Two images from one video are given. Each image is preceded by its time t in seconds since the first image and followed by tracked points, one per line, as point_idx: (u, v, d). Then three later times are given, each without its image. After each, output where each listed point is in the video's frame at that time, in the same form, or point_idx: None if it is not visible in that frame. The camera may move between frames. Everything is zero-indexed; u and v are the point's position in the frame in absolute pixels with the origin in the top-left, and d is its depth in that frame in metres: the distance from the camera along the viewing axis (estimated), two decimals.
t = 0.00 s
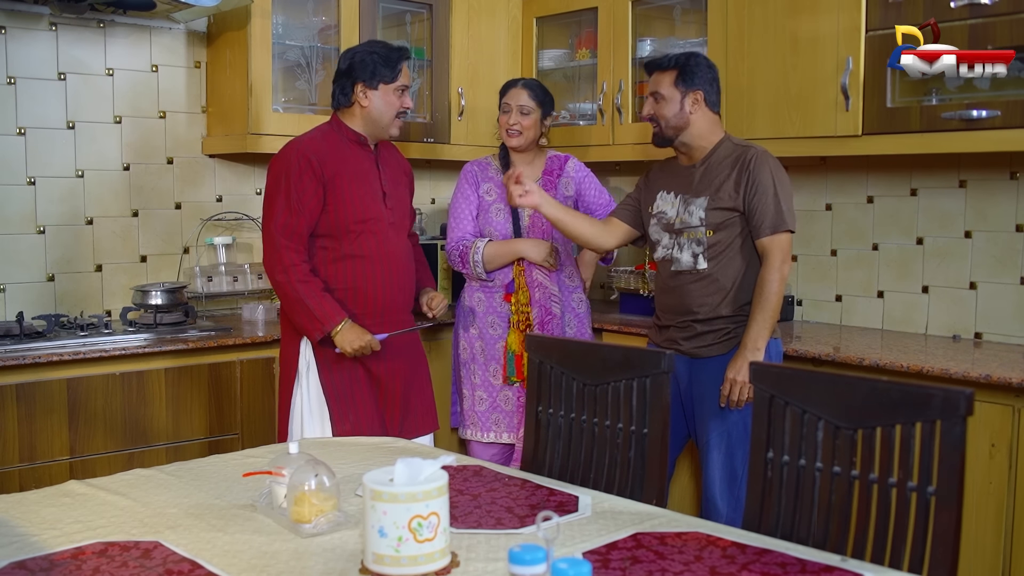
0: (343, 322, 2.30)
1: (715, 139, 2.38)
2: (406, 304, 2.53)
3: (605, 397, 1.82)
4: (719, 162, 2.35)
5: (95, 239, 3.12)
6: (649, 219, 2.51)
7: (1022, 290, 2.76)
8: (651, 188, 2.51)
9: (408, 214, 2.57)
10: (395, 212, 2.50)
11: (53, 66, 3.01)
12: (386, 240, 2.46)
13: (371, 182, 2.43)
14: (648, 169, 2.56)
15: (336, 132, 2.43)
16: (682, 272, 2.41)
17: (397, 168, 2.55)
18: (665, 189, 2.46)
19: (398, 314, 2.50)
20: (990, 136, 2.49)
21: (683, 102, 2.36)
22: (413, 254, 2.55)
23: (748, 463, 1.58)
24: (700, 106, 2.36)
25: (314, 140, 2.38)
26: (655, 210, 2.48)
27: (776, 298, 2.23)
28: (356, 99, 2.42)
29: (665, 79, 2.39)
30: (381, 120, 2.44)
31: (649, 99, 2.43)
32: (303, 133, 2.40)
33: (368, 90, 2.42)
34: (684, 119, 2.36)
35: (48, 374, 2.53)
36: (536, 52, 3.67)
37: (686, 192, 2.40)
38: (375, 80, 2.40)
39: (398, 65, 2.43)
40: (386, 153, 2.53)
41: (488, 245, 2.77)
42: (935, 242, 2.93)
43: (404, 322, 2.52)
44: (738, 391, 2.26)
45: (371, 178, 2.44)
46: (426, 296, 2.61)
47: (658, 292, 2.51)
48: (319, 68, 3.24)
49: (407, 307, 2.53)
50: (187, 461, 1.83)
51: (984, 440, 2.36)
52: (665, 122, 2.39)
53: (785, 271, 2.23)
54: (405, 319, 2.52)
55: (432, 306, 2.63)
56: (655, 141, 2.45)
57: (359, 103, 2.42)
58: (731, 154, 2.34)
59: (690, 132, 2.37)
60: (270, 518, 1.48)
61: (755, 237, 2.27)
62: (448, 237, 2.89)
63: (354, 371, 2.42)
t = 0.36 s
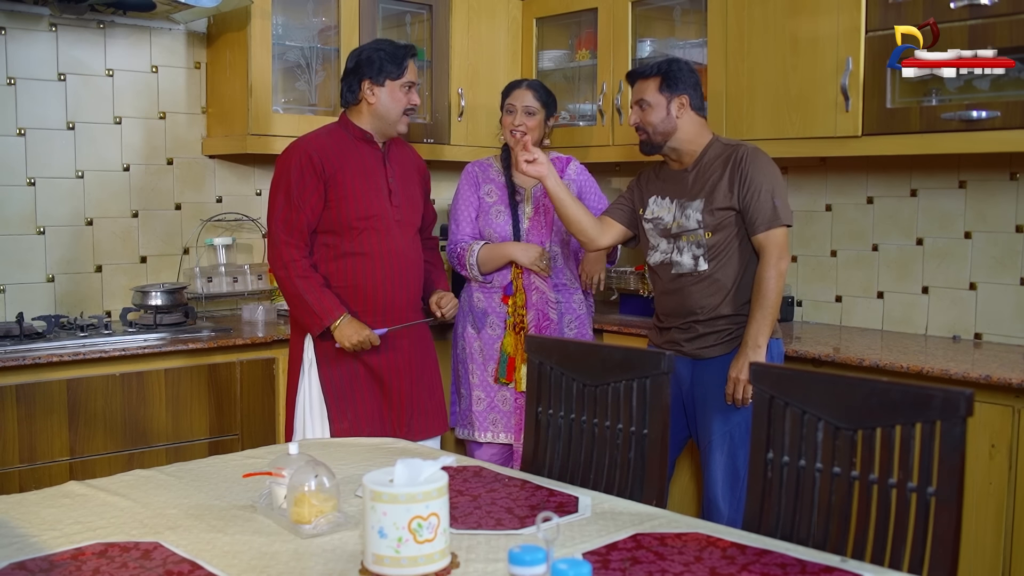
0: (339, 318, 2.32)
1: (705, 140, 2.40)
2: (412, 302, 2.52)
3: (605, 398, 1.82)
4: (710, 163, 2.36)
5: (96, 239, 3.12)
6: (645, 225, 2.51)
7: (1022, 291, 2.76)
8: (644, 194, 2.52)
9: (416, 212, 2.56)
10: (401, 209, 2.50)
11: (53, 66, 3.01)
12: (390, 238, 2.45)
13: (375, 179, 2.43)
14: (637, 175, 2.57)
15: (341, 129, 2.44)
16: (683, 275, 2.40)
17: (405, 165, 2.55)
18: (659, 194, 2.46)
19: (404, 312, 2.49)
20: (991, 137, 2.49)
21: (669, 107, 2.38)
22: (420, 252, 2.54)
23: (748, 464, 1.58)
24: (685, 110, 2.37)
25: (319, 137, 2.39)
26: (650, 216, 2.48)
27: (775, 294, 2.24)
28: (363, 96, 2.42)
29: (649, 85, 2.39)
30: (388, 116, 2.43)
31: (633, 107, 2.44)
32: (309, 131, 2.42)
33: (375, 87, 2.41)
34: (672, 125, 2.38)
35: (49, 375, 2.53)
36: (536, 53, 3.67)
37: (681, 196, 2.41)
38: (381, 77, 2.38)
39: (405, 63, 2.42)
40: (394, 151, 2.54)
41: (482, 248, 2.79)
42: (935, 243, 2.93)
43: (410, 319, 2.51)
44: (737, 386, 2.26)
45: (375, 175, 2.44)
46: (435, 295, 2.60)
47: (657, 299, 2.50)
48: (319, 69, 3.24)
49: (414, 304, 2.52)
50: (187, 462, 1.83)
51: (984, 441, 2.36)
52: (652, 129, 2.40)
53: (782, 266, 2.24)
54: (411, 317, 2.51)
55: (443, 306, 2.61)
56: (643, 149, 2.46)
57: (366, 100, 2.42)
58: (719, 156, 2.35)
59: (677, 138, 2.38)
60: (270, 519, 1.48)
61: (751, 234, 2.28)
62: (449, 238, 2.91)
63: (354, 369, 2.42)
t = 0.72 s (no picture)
0: (345, 316, 2.31)
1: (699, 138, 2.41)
2: (416, 300, 2.52)
3: (605, 398, 1.82)
4: (704, 163, 2.37)
5: (95, 239, 3.12)
6: (642, 230, 2.51)
7: (1022, 291, 2.76)
8: (640, 199, 2.52)
9: (420, 210, 2.56)
10: (405, 207, 2.50)
11: (53, 67, 3.01)
12: (394, 236, 2.45)
13: (378, 177, 2.44)
14: (633, 180, 2.57)
15: (345, 127, 2.44)
16: (683, 276, 2.40)
17: (409, 163, 2.55)
18: (654, 198, 2.47)
19: (407, 310, 2.49)
20: (990, 136, 2.49)
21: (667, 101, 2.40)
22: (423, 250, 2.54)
23: (748, 464, 1.58)
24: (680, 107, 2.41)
25: (322, 134, 2.39)
26: (647, 220, 2.48)
27: (768, 291, 2.22)
28: (368, 92, 2.41)
29: (643, 82, 2.40)
30: (392, 112, 2.42)
31: (628, 107, 2.42)
32: (312, 128, 2.42)
33: (380, 84, 2.40)
34: (673, 119, 2.39)
35: (49, 375, 2.53)
36: (535, 53, 3.67)
37: (677, 198, 2.41)
38: (386, 73, 2.38)
39: (411, 60, 2.42)
40: (398, 149, 2.54)
41: (473, 248, 2.80)
42: (935, 243, 2.93)
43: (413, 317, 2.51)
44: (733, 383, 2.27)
45: (378, 173, 2.44)
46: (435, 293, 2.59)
47: (657, 303, 2.50)
48: (319, 69, 3.24)
49: (418, 303, 2.52)
50: (187, 462, 1.83)
51: (984, 441, 2.36)
52: (654, 123, 2.39)
53: (776, 264, 2.23)
54: (415, 316, 2.51)
55: (443, 304, 2.61)
56: (644, 149, 2.43)
57: (372, 96, 2.41)
58: (714, 151, 2.37)
59: (678, 132, 2.39)
60: (270, 519, 1.48)
61: (747, 232, 2.27)
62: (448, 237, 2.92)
63: (356, 366, 2.42)
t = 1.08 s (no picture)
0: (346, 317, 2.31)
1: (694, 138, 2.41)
2: (415, 303, 2.52)
3: (605, 398, 1.82)
4: (702, 165, 2.37)
5: (95, 240, 3.12)
6: (640, 231, 2.52)
7: (1021, 291, 2.76)
8: (638, 200, 2.53)
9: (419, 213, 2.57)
10: (404, 210, 2.50)
11: (53, 67, 3.01)
12: (394, 238, 2.46)
13: (379, 179, 2.44)
14: (631, 180, 2.58)
15: (348, 128, 2.44)
16: (680, 277, 2.40)
17: (409, 166, 2.56)
18: (652, 199, 2.47)
19: (407, 312, 2.50)
20: (990, 137, 2.49)
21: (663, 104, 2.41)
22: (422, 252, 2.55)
23: (748, 464, 1.58)
24: (677, 108, 2.41)
25: (326, 135, 2.39)
26: (646, 222, 2.49)
27: (765, 292, 2.22)
28: (370, 95, 2.41)
29: (639, 83, 2.40)
30: (394, 116, 2.43)
31: (624, 109, 2.44)
32: (314, 128, 2.42)
33: (382, 87, 2.40)
34: (668, 121, 2.40)
35: (48, 375, 2.53)
36: (535, 53, 3.68)
37: (675, 200, 2.41)
38: (390, 77, 2.38)
39: (415, 64, 2.42)
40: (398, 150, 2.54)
41: (467, 249, 2.81)
42: (935, 243, 2.93)
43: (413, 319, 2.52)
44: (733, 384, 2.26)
45: (380, 175, 2.44)
46: (430, 296, 2.59)
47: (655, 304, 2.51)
48: (319, 69, 3.24)
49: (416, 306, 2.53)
50: (187, 463, 1.83)
51: (983, 441, 2.36)
52: (649, 126, 2.40)
53: (774, 265, 2.23)
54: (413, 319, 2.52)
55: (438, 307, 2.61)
56: (640, 151, 2.45)
57: (374, 98, 2.41)
58: (711, 151, 2.37)
59: (673, 134, 2.40)
60: (269, 520, 1.48)
61: (745, 234, 2.27)
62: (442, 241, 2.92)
63: (357, 369, 2.42)
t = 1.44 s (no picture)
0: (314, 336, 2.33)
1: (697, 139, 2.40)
2: (406, 310, 2.53)
3: (603, 400, 1.82)
4: (699, 169, 2.37)
5: (94, 241, 3.12)
6: (636, 234, 2.52)
7: (1019, 292, 2.76)
8: (632, 203, 2.53)
9: (417, 223, 2.57)
10: (404, 220, 2.51)
11: (51, 68, 3.01)
12: (390, 248, 2.46)
13: (383, 189, 2.44)
14: (628, 181, 2.57)
15: (356, 133, 2.43)
16: (675, 282, 2.41)
17: (412, 174, 2.56)
18: (647, 202, 2.47)
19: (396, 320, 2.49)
20: (988, 138, 2.49)
21: (676, 105, 2.39)
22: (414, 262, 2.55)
23: (746, 466, 1.58)
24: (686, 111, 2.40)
25: (335, 141, 2.38)
26: (642, 225, 2.48)
27: (765, 296, 2.23)
28: (387, 108, 2.41)
29: (656, 81, 2.37)
30: (411, 129, 2.43)
31: (637, 105, 2.40)
32: (324, 132, 2.41)
33: (399, 100, 2.40)
34: (679, 123, 2.38)
35: (47, 376, 2.52)
36: (533, 54, 3.68)
37: (671, 203, 2.40)
38: (407, 91, 2.38)
39: (432, 76, 2.42)
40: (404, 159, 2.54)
41: (460, 254, 2.82)
42: (933, 244, 2.94)
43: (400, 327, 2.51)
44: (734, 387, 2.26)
45: (384, 186, 2.44)
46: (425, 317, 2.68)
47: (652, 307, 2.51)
48: (317, 70, 3.24)
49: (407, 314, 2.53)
50: (185, 464, 1.83)
51: (982, 442, 2.36)
52: (661, 125, 2.37)
53: (774, 268, 2.23)
54: (403, 326, 2.52)
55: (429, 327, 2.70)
56: (645, 147, 2.42)
57: (393, 110, 2.41)
58: (710, 152, 2.37)
59: (682, 135, 2.38)
60: (268, 521, 1.48)
61: (741, 238, 2.27)
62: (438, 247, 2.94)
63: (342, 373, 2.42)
